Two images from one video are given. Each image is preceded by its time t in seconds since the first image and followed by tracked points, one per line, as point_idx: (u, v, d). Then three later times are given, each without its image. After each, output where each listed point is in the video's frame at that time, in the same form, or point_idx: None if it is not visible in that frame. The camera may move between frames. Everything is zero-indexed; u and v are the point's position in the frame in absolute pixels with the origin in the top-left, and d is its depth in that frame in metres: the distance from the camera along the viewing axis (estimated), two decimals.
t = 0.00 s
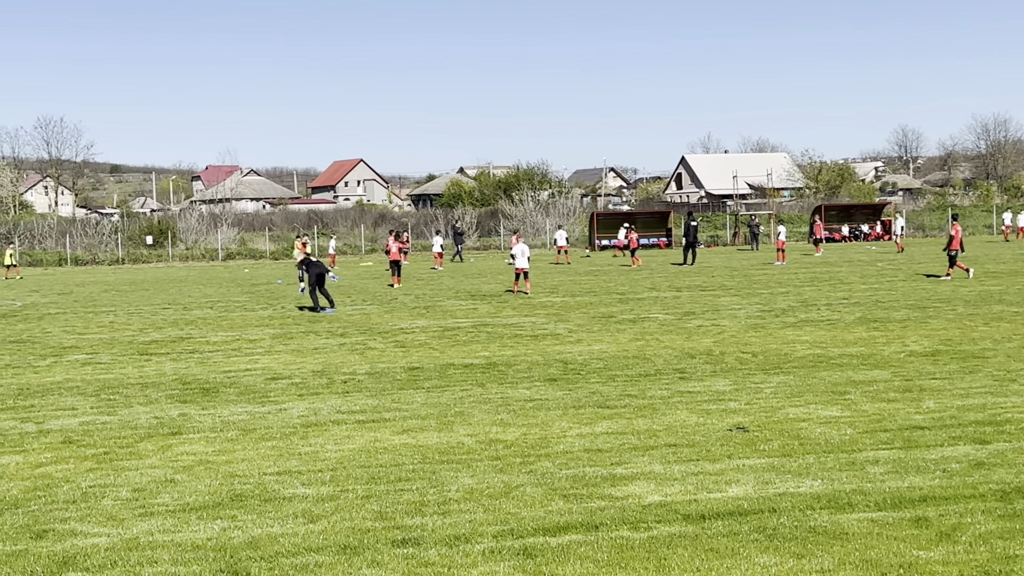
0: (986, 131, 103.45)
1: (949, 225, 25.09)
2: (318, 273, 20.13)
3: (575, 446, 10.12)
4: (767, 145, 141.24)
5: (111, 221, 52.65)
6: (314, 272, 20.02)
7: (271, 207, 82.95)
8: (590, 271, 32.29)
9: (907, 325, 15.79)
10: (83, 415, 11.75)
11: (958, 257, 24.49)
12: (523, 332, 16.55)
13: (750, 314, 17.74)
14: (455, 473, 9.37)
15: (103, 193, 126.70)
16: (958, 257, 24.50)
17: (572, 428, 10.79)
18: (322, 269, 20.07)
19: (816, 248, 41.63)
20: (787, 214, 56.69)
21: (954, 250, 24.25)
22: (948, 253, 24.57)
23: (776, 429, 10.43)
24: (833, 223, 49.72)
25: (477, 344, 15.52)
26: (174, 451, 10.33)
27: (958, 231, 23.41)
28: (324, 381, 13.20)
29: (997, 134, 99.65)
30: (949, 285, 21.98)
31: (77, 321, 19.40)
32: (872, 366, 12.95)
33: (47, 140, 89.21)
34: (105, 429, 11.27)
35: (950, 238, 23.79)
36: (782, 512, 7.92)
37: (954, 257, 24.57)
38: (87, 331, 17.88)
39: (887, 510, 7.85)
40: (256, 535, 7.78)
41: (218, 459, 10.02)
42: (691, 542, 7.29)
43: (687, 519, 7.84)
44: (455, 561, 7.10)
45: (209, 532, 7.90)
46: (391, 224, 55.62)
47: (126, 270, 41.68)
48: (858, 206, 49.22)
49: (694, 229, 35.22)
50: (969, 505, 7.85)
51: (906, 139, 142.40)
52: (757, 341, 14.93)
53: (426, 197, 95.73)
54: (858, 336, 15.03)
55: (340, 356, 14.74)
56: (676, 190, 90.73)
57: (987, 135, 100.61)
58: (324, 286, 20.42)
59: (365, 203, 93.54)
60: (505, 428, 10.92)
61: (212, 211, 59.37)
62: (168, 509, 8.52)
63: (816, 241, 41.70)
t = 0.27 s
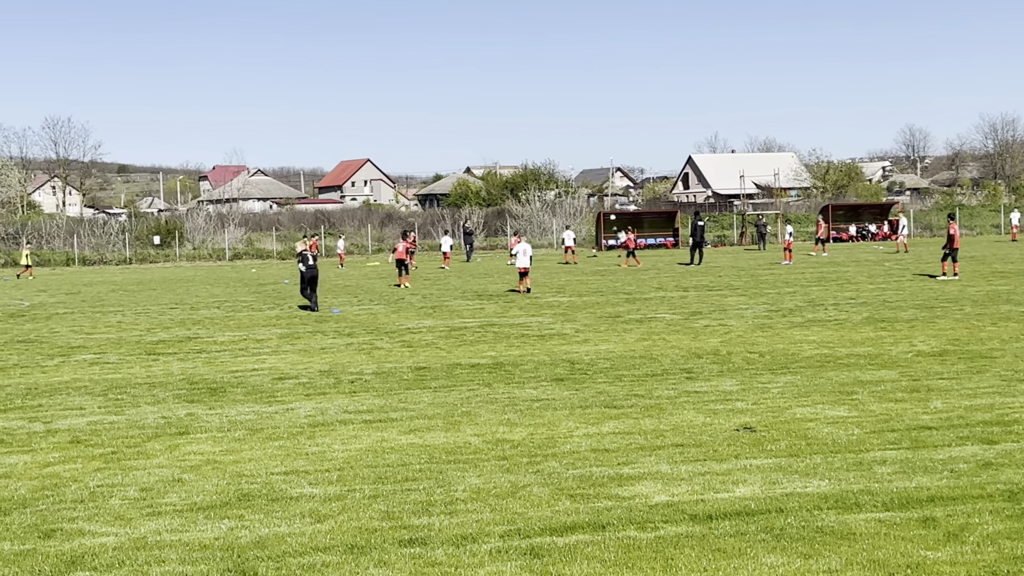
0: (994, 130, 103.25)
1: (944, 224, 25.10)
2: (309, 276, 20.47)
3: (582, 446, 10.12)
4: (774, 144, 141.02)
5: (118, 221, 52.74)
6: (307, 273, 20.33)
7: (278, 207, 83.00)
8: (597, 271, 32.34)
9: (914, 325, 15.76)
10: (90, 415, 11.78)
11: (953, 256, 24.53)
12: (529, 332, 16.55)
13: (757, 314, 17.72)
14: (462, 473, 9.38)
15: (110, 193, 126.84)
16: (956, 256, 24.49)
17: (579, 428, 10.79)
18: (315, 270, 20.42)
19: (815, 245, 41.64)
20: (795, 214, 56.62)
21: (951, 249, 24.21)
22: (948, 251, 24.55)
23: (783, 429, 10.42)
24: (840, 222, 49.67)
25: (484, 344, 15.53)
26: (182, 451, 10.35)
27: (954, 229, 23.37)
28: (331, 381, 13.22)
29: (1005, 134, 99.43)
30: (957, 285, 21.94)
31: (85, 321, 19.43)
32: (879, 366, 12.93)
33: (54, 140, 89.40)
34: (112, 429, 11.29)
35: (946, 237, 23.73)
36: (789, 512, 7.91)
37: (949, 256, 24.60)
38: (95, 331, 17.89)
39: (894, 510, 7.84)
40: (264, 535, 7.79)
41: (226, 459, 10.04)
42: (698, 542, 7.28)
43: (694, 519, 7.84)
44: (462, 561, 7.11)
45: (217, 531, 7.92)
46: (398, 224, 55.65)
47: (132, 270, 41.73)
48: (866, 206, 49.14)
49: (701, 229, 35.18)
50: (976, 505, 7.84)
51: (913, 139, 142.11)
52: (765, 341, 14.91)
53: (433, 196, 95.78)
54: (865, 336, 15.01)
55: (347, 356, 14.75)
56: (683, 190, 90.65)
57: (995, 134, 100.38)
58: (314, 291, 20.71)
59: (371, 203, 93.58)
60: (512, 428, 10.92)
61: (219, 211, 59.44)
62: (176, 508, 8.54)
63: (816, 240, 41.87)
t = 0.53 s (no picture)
0: (1004, 130, 102.99)
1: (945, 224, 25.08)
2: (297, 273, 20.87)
3: (591, 447, 10.11)
4: (783, 144, 140.79)
5: (128, 221, 52.86)
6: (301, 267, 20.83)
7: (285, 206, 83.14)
8: (608, 271, 32.49)
9: (924, 326, 15.73)
10: (100, 414, 11.81)
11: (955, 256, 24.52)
12: (538, 332, 16.55)
13: (766, 315, 17.69)
14: (471, 473, 9.38)
15: (120, 193, 127.18)
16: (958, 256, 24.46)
17: (588, 429, 10.79)
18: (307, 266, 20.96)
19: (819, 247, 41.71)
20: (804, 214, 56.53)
21: (952, 249, 24.17)
22: (949, 251, 24.52)
23: (792, 429, 10.41)
24: (849, 223, 49.59)
25: (493, 344, 15.53)
26: (191, 451, 10.37)
27: (955, 228, 23.33)
28: (340, 381, 13.24)
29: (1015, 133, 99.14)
30: (967, 286, 21.88)
31: (95, 322, 19.48)
32: (888, 366, 12.91)
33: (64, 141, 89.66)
34: (122, 429, 11.32)
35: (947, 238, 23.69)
36: (798, 512, 7.90)
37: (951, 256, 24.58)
38: (104, 331, 17.94)
39: (904, 511, 7.83)
40: (273, 535, 7.80)
41: (235, 459, 10.05)
42: (707, 543, 7.28)
43: (703, 520, 7.83)
44: (471, 561, 7.11)
45: (226, 531, 7.93)
46: (406, 224, 55.69)
47: (142, 270, 41.84)
48: (875, 206, 49.04)
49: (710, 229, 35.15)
50: (986, 506, 7.82)
51: (923, 139, 141.77)
52: (774, 341, 14.89)
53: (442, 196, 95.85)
54: (874, 336, 14.98)
55: (356, 356, 14.77)
56: (692, 190, 90.57)
57: (1004, 134, 100.09)
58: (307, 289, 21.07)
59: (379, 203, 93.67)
60: (521, 428, 10.93)
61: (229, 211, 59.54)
62: (186, 508, 8.55)
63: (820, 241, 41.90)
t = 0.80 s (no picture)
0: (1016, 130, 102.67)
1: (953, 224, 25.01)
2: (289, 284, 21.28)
3: (601, 447, 10.11)
4: (794, 145, 140.56)
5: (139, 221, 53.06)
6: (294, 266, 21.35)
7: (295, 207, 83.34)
8: (619, 271, 32.60)
9: (936, 326, 15.68)
10: (112, 414, 11.85)
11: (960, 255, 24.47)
12: (549, 332, 16.55)
13: (776, 315, 17.67)
14: (482, 473, 9.39)
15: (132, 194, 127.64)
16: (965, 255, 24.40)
17: (598, 429, 10.79)
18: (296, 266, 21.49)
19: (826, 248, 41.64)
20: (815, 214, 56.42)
21: (958, 249, 24.12)
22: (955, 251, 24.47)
23: (804, 429, 10.39)
24: (861, 223, 49.47)
25: (503, 344, 15.53)
26: (203, 450, 10.40)
27: (960, 228, 23.28)
28: (351, 381, 13.26)
29: None
30: (980, 286, 21.82)
31: (107, 322, 19.55)
32: (900, 367, 12.88)
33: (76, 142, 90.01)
34: (134, 428, 11.35)
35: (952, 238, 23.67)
36: (809, 513, 7.89)
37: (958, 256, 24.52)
38: (116, 331, 18.00)
39: (915, 511, 7.80)
40: (285, 535, 7.82)
41: (246, 458, 10.07)
42: (718, 543, 7.27)
43: (714, 520, 7.82)
44: (481, 561, 7.11)
45: (238, 531, 7.95)
46: (417, 225, 55.78)
47: (153, 270, 41.98)
48: (887, 207, 48.93)
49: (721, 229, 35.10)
50: (999, 506, 7.79)
51: (935, 139, 141.43)
52: (785, 342, 14.86)
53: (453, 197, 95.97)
54: (886, 337, 14.94)
55: (367, 357, 14.79)
56: (703, 190, 90.48)
57: (1017, 135, 99.75)
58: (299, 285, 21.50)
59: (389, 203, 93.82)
60: (531, 428, 10.93)
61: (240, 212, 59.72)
62: (197, 508, 8.57)
63: (827, 241, 41.86)
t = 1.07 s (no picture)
0: None
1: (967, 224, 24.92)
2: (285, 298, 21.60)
3: (614, 447, 10.11)
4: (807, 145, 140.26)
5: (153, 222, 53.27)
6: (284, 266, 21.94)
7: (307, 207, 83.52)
8: (630, 271, 32.59)
9: (949, 326, 15.63)
10: (126, 414, 11.91)
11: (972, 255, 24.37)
12: (561, 332, 16.55)
13: (789, 315, 17.64)
14: (495, 473, 9.39)
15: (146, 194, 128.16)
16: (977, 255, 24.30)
17: (611, 429, 10.79)
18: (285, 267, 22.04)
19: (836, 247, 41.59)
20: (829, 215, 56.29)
21: (970, 249, 24.02)
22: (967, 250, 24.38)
23: (817, 430, 10.37)
24: (875, 223, 49.35)
25: (516, 344, 15.55)
26: (216, 450, 10.43)
27: (971, 227, 23.17)
28: (363, 381, 13.28)
29: None
30: (994, 286, 21.74)
31: (121, 321, 19.62)
32: (914, 367, 12.85)
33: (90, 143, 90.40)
34: (148, 428, 11.39)
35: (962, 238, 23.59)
36: (823, 514, 7.87)
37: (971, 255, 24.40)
38: (130, 331, 18.06)
39: (929, 512, 7.78)
40: (298, 534, 7.84)
41: (259, 458, 10.10)
42: (731, 544, 7.26)
43: (727, 521, 7.81)
44: (494, 561, 7.12)
45: (251, 530, 7.97)
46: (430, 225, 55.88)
47: (166, 270, 42.14)
48: (902, 207, 48.79)
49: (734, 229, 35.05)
50: (1013, 507, 7.77)
51: (949, 139, 140.95)
52: (798, 342, 14.84)
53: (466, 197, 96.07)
54: (899, 337, 14.90)
55: (380, 357, 14.81)
56: (716, 190, 90.34)
57: None
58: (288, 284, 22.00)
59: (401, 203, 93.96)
60: (544, 428, 10.93)
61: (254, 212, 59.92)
62: (211, 508, 8.61)
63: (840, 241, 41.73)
